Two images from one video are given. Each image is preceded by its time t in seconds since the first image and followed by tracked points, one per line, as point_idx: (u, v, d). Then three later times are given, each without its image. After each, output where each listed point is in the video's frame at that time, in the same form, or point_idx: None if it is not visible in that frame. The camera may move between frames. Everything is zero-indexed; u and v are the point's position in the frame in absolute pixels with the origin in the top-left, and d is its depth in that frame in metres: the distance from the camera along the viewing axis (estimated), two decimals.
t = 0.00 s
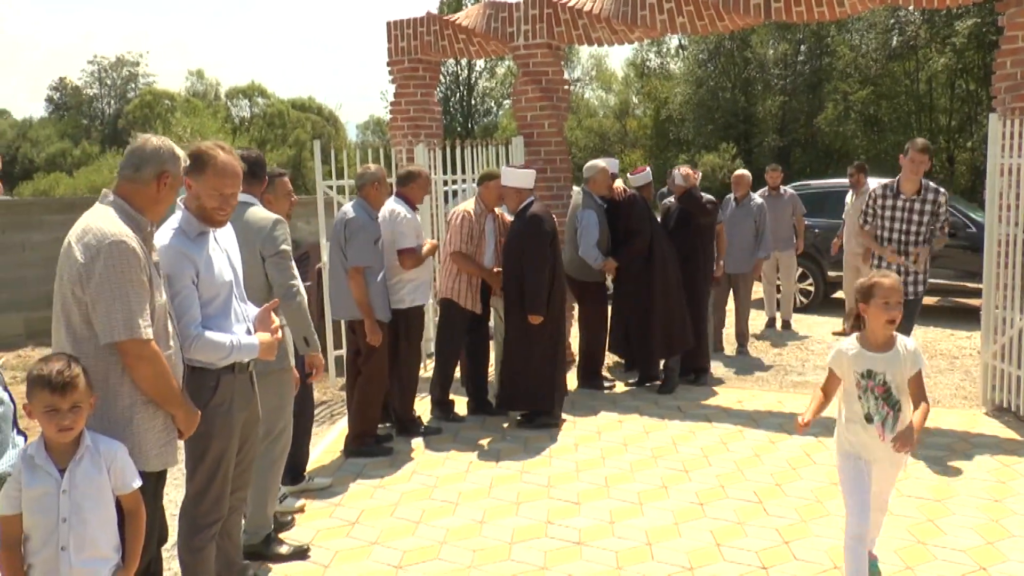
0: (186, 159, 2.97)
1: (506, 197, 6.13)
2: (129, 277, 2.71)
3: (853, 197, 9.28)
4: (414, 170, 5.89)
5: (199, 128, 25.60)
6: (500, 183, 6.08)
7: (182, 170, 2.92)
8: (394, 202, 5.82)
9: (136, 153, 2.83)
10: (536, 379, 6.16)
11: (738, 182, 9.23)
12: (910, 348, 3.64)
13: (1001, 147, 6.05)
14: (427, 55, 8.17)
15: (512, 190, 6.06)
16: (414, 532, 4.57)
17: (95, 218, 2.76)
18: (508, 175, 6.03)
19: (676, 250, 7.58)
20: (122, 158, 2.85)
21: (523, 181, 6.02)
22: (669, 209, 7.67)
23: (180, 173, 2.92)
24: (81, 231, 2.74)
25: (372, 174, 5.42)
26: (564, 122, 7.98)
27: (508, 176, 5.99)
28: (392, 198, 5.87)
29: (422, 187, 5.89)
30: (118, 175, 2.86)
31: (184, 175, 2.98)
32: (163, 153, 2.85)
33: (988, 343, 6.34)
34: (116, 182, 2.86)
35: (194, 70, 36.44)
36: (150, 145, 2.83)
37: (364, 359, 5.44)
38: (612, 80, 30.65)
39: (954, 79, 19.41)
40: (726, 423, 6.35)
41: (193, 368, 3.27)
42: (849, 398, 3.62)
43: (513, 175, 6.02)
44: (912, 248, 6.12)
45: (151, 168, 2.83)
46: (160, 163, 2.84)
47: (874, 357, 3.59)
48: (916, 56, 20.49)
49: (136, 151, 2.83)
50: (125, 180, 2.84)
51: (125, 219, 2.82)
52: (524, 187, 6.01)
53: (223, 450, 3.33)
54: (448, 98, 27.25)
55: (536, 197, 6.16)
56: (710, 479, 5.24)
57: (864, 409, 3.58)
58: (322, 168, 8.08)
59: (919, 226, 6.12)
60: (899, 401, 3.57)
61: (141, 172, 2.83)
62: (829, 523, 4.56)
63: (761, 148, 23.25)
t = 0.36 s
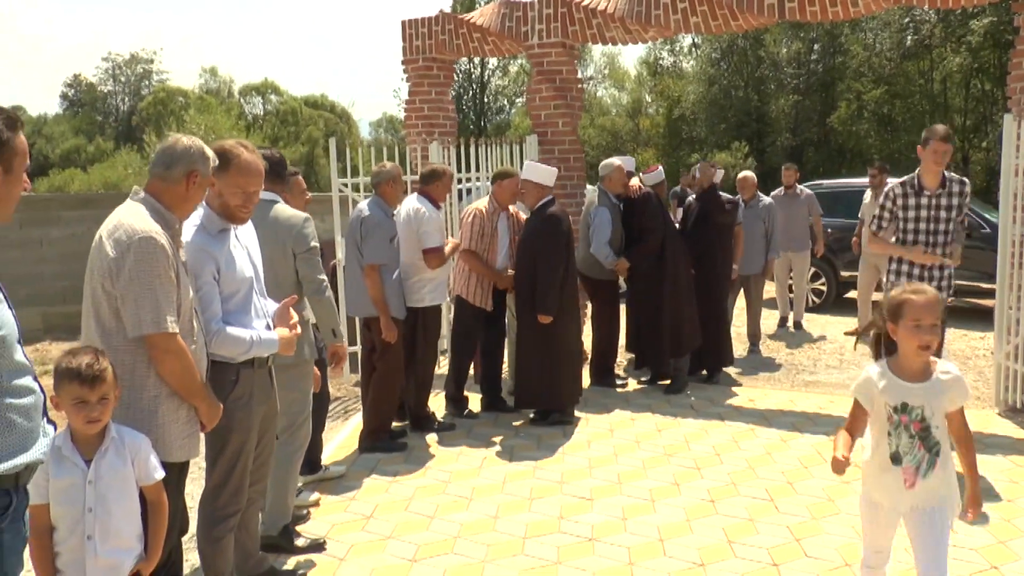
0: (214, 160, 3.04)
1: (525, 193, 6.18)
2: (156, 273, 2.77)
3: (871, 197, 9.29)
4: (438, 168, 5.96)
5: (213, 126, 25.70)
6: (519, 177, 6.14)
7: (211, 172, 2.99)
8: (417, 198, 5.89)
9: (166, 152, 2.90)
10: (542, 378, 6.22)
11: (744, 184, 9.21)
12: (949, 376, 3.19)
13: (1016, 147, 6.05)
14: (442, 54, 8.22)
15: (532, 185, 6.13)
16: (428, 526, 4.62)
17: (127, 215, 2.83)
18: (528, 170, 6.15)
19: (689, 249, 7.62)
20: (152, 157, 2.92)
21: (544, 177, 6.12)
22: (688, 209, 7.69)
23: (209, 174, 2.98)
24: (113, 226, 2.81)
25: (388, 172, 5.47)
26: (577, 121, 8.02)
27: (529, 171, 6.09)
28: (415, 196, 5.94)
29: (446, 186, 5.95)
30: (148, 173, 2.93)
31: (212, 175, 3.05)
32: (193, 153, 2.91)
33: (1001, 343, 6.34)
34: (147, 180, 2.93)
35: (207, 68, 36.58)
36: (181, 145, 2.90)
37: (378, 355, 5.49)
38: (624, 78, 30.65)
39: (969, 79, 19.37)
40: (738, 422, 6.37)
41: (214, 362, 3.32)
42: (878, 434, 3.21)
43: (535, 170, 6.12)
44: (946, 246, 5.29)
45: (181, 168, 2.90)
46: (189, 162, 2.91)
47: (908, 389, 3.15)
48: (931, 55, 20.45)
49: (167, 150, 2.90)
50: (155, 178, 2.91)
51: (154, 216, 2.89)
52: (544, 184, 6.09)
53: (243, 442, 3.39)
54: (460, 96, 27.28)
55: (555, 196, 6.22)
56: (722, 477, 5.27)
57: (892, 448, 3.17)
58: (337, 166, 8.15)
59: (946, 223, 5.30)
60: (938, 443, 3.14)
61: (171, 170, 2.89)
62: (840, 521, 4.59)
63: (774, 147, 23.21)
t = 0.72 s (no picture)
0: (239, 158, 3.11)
1: (543, 190, 6.17)
2: (182, 265, 2.83)
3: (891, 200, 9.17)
4: (454, 167, 5.99)
5: (229, 122, 25.85)
6: (540, 175, 6.12)
7: (236, 170, 3.06)
8: (434, 197, 5.93)
9: (193, 150, 2.98)
10: (555, 377, 6.26)
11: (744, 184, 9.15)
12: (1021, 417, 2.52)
13: None
14: (458, 53, 8.27)
15: (552, 185, 6.13)
16: (442, 520, 4.68)
17: (154, 209, 2.90)
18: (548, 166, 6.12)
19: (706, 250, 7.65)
20: (180, 154, 3.00)
21: (564, 176, 6.09)
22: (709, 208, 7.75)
23: (234, 171, 3.06)
24: (140, 220, 2.88)
25: (404, 171, 5.52)
26: (592, 120, 8.07)
27: (551, 170, 6.07)
28: (434, 193, 5.99)
29: (461, 184, 5.99)
30: (174, 169, 3.00)
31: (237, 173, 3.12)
32: (219, 151, 2.99)
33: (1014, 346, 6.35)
34: (173, 176, 3.00)
35: (223, 65, 36.76)
36: (208, 144, 2.99)
37: (393, 350, 5.56)
38: (639, 78, 30.66)
39: (987, 80, 19.31)
40: (749, 421, 6.41)
41: (235, 355, 3.39)
42: (924, 486, 2.61)
43: (555, 168, 6.09)
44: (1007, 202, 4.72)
45: (208, 164, 2.98)
46: (215, 160, 2.98)
47: (959, 430, 2.53)
48: (948, 56, 20.36)
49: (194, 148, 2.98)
50: (181, 174, 2.98)
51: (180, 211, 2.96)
52: (564, 183, 6.08)
53: (261, 434, 3.45)
54: (475, 95, 27.33)
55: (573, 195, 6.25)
56: (733, 475, 5.31)
57: (943, 502, 2.56)
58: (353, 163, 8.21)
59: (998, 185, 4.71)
60: (999, 497, 2.51)
61: (197, 167, 2.97)
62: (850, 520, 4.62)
63: (789, 148, 23.17)
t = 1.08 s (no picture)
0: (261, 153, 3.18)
1: (550, 188, 6.24)
2: (202, 258, 2.90)
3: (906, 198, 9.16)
4: (489, 166, 6.07)
5: (247, 116, 25.99)
6: (546, 172, 6.21)
7: (258, 164, 3.13)
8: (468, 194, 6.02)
9: (216, 145, 3.05)
10: (568, 375, 6.27)
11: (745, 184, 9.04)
12: None
13: None
14: (477, 49, 8.32)
15: (556, 181, 6.21)
16: (455, 513, 4.73)
17: (177, 202, 2.96)
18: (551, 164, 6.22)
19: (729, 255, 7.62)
20: (203, 148, 3.07)
21: (570, 173, 6.20)
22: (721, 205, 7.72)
23: (256, 166, 3.12)
24: (163, 212, 2.95)
25: (421, 166, 5.58)
26: (609, 117, 8.10)
27: (555, 167, 6.17)
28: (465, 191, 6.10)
29: (494, 181, 6.08)
30: (198, 163, 3.06)
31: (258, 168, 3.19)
32: (241, 146, 3.06)
33: None
34: (197, 170, 3.06)
35: (241, 59, 36.90)
36: (231, 139, 3.05)
37: (409, 343, 5.63)
38: (658, 74, 30.60)
39: (1009, 79, 19.18)
40: (763, 418, 6.43)
41: (253, 346, 3.45)
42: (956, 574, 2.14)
43: (562, 165, 6.20)
44: None
45: (230, 159, 3.04)
46: (238, 155, 3.05)
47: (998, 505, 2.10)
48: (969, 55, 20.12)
49: (217, 143, 3.04)
50: (204, 168, 3.04)
51: (202, 203, 3.02)
52: (570, 179, 6.17)
53: (279, 424, 3.52)
54: (494, 91, 27.34)
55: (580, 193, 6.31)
56: (745, 472, 5.34)
57: None
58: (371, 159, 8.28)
59: None
60: None
61: (220, 161, 3.03)
62: (861, 518, 4.64)
63: (807, 146, 23.08)
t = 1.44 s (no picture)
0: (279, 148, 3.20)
1: (557, 185, 6.20)
2: (219, 253, 2.93)
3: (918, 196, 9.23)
4: (514, 163, 6.06)
5: (264, 112, 26.08)
6: (552, 169, 6.16)
7: (277, 159, 3.15)
8: (493, 190, 6.06)
9: (234, 141, 3.06)
10: (575, 374, 6.27)
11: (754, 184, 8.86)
12: None
13: None
14: (495, 47, 8.33)
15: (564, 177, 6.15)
16: (471, 509, 4.76)
17: (195, 199, 3.00)
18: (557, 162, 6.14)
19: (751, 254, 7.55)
20: (221, 144, 3.09)
21: (576, 171, 6.14)
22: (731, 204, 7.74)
23: (275, 161, 3.15)
24: (182, 209, 2.99)
25: (438, 163, 5.61)
26: (626, 115, 8.10)
27: (561, 165, 6.11)
28: (492, 187, 6.11)
29: (520, 180, 6.08)
30: (217, 159, 3.09)
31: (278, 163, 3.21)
32: (259, 141, 3.08)
33: None
34: (216, 165, 3.09)
35: (258, 55, 36.99)
36: (248, 135, 3.06)
37: (425, 340, 5.67)
38: (674, 73, 30.52)
39: None
40: (778, 418, 6.43)
41: (274, 340, 3.49)
42: None
43: (568, 163, 6.13)
44: None
45: (248, 154, 3.06)
46: (256, 151, 3.07)
47: None
48: (989, 55, 19.98)
49: (236, 139, 3.06)
50: (223, 164, 3.07)
51: (221, 199, 3.05)
52: (578, 177, 6.12)
53: (298, 418, 3.55)
54: (510, 89, 27.32)
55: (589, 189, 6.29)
56: (760, 471, 5.34)
57: None
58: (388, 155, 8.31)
59: None
60: None
61: (239, 158, 3.05)
62: (877, 519, 4.64)
63: (824, 145, 23.00)
